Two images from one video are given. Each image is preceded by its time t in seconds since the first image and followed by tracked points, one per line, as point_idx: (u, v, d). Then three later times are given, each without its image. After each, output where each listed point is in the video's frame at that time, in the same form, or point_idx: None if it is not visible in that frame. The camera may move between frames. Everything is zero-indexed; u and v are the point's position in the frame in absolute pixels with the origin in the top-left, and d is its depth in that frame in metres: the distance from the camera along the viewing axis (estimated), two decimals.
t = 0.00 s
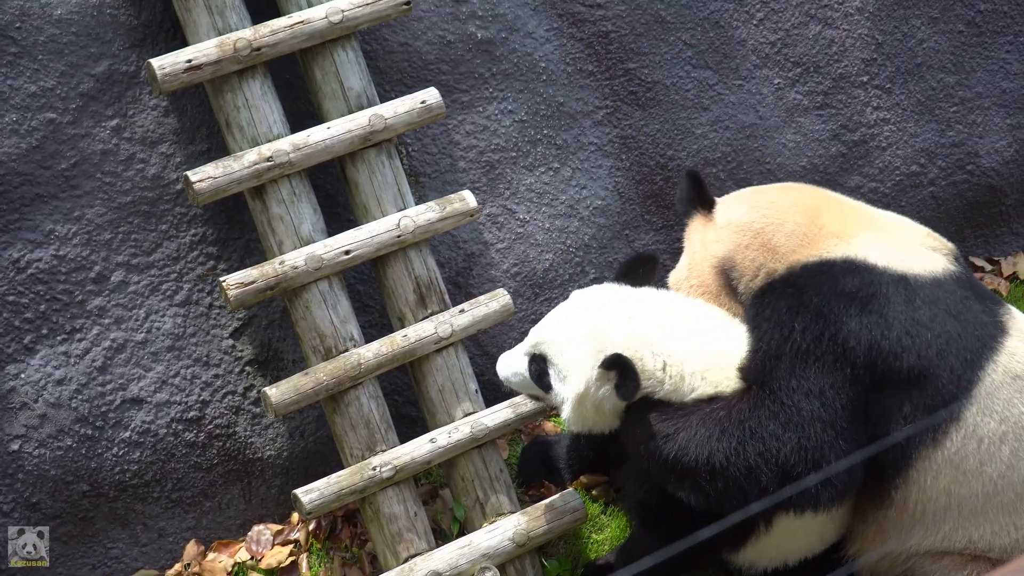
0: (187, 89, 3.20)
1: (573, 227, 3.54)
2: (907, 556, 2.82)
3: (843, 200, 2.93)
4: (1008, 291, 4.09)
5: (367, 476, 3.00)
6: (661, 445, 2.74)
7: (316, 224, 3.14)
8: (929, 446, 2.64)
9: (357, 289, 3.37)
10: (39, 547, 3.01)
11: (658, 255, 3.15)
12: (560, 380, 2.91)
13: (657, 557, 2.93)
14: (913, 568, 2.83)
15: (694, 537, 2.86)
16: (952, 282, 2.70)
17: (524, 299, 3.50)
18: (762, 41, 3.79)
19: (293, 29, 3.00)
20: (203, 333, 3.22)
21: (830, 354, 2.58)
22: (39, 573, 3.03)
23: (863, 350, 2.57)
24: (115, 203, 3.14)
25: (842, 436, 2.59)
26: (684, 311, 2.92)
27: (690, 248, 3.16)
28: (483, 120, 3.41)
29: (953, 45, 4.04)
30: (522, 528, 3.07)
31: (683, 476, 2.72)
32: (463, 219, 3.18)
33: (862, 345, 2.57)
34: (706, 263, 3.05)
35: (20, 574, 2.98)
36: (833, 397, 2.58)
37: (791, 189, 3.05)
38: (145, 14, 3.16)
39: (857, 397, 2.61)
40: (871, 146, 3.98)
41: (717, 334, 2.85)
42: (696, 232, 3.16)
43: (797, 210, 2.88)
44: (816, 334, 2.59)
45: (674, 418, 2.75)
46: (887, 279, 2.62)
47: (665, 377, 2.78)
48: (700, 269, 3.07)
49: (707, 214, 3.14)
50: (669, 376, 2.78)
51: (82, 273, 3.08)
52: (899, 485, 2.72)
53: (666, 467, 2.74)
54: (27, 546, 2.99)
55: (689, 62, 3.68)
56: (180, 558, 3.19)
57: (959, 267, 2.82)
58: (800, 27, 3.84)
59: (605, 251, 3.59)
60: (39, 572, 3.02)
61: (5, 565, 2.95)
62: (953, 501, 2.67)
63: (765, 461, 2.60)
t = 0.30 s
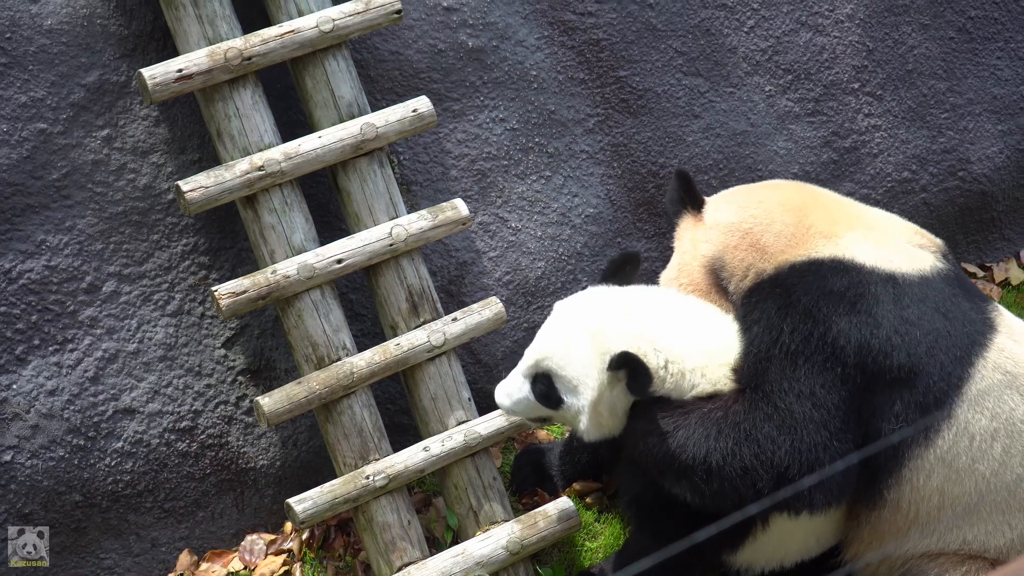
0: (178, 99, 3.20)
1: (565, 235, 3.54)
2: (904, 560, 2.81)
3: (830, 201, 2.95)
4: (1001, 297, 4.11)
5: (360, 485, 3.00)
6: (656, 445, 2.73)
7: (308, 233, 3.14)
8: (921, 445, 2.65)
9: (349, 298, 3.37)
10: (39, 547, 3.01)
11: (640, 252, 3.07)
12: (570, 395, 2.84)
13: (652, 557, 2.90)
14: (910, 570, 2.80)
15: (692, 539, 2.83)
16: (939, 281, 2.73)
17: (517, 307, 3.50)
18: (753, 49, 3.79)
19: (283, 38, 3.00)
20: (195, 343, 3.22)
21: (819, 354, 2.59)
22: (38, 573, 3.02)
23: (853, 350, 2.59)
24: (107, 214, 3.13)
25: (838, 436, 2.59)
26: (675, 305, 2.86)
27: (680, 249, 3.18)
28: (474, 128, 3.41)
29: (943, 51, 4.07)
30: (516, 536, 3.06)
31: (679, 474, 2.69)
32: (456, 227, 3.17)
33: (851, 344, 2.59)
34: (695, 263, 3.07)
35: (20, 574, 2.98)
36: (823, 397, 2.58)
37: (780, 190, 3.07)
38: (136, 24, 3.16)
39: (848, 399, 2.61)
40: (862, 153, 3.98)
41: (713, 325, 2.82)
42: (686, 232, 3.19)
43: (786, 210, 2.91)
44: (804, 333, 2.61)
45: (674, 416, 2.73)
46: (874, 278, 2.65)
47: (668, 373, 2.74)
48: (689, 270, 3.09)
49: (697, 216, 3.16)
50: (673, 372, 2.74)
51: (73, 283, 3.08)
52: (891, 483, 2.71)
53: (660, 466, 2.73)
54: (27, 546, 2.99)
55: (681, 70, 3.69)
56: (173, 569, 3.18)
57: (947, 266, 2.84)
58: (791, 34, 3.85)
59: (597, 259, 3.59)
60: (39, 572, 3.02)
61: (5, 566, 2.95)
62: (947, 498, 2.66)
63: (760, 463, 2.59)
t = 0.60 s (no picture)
0: (165, 102, 3.19)
1: (554, 237, 3.53)
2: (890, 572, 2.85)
3: (842, 216, 2.85)
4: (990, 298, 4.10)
5: (349, 488, 2.99)
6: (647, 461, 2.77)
7: (296, 236, 3.13)
8: (917, 472, 2.64)
9: (338, 301, 3.36)
10: (38, 547, 3.03)
11: (632, 261, 2.97)
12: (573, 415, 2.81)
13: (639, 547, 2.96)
14: None
15: (677, 530, 2.83)
16: (944, 311, 2.66)
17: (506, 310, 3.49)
18: (740, 50, 3.79)
19: (271, 40, 2.99)
20: (183, 346, 3.21)
21: (812, 385, 2.56)
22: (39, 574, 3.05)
23: (847, 382, 2.56)
24: (94, 217, 3.12)
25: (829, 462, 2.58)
26: (664, 320, 2.84)
27: (687, 249, 3.10)
28: (462, 131, 3.41)
29: (931, 52, 4.08)
30: (505, 538, 3.05)
31: (667, 489, 2.74)
32: (444, 229, 3.17)
33: (846, 377, 2.55)
34: (699, 269, 3.00)
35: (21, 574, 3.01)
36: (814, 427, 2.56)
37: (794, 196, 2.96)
38: (123, 27, 3.15)
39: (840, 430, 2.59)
40: (851, 154, 3.98)
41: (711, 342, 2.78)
42: (695, 232, 3.10)
43: (795, 223, 2.81)
44: (800, 363, 2.57)
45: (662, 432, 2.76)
46: (875, 309, 2.59)
47: (666, 396, 2.73)
48: (691, 275, 3.03)
49: (708, 218, 3.07)
50: (671, 395, 2.73)
51: (61, 287, 3.07)
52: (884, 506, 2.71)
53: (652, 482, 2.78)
54: (27, 546, 3.01)
55: (669, 71, 3.69)
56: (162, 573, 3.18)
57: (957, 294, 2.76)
58: (779, 35, 3.85)
59: (586, 261, 3.58)
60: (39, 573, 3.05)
61: (5, 566, 2.99)
62: (942, 519, 2.68)
63: (746, 484, 2.60)
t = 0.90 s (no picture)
0: (154, 101, 3.19)
1: (544, 235, 3.53)
2: None
3: (868, 236, 2.81)
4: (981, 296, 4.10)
5: (340, 487, 2.99)
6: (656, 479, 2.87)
7: (286, 235, 3.12)
8: (933, 496, 2.66)
9: (328, 300, 3.36)
10: (38, 547, 3.04)
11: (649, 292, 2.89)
12: (578, 438, 2.87)
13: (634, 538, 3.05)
14: None
15: (664, 522, 2.91)
16: (965, 338, 2.63)
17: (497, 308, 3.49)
18: (731, 48, 3.79)
19: (260, 39, 2.99)
20: (173, 345, 3.21)
21: (828, 415, 2.57)
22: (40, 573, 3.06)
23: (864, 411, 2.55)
24: (84, 216, 3.12)
25: (841, 483, 2.62)
26: (666, 342, 2.90)
27: (708, 259, 3.07)
28: (453, 129, 3.41)
29: (922, 50, 4.09)
30: (497, 537, 3.05)
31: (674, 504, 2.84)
32: (434, 228, 3.17)
33: (864, 407, 2.55)
34: (719, 282, 2.98)
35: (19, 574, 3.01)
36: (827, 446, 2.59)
37: (819, 212, 2.92)
38: (112, 26, 3.14)
39: (853, 453, 2.60)
40: (841, 152, 3.98)
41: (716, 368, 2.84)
42: (717, 242, 3.08)
43: (819, 242, 2.78)
44: (817, 392, 2.59)
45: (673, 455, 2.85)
46: (894, 339, 2.57)
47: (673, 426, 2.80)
48: (712, 288, 3.01)
49: (731, 229, 3.03)
50: (677, 425, 2.80)
51: (50, 286, 3.07)
52: (898, 526, 2.73)
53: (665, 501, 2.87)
54: (27, 546, 3.02)
55: (659, 70, 3.69)
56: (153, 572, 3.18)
57: (981, 320, 2.72)
58: (769, 34, 3.85)
59: (577, 259, 3.58)
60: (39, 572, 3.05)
61: (5, 566, 2.99)
62: (954, 540, 2.68)
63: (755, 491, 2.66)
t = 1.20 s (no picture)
0: (146, 98, 3.18)
1: (538, 232, 3.52)
2: None
3: (871, 241, 2.84)
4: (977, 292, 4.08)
5: (334, 484, 2.98)
6: (661, 488, 2.91)
7: (279, 232, 3.11)
8: (933, 498, 2.68)
9: (322, 297, 3.35)
10: (38, 547, 3.04)
11: (656, 309, 2.95)
12: (594, 458, 2.87)
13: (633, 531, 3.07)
14: None
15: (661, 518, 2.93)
16: (968, 342, 2.64)
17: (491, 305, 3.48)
18: (724, 44, 3.79)
19: (252, 35, 2.98)
20: (166, 343, 3.20)
21: (830, 423, 2.60)
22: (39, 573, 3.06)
23: (866, 419, 2.57)
24: (76, 214, 3.11)
25: (845, 489, 2.63)
26: (668, 358, 2.93)
27: (711, 264, 3.10)
28: (446, 125, 3.40)
29: (916, 45, 4.08)
30: (491, 534, 3.04)
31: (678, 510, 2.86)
32: (428, 224, 3.16)
33: (866, 414, 2.57)
34: (722, 289, 3.01)
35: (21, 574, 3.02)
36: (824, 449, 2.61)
37: (822, 217, 2.94)
38: (104, 23, 3.13)
39: (857, 459, 2.61)
40: (835, 147, 3.98)
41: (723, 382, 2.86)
42: (720, 246, 3.10)
43: (822, 247, 2.80)
44: (820, 400, 2.61)
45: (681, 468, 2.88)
46: (896, 346, 2.59)
47: (681, 441, 2.83)
48: (715, 295, 3.04)
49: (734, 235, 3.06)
50: (685, 440, 2.83)
51: (42, 284, 3.05)
52: (897, 527, 2.75)
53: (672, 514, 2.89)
54: (26, 546, 3.02)
55: (653, 66, 3.68)
56: (147, 571, 3.17)
57: (985, 324, 2.73)
58: (763, 29, 3.85)
59: (570, 255, 3.57)
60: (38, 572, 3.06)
61: (5, 566, 3.00)
62: (951, 543, 2.69)
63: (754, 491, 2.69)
